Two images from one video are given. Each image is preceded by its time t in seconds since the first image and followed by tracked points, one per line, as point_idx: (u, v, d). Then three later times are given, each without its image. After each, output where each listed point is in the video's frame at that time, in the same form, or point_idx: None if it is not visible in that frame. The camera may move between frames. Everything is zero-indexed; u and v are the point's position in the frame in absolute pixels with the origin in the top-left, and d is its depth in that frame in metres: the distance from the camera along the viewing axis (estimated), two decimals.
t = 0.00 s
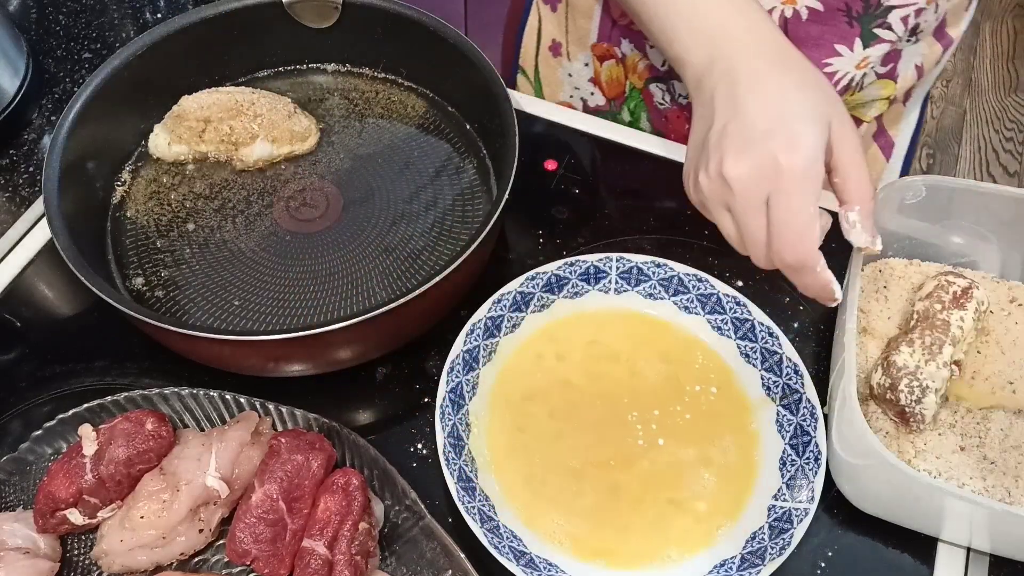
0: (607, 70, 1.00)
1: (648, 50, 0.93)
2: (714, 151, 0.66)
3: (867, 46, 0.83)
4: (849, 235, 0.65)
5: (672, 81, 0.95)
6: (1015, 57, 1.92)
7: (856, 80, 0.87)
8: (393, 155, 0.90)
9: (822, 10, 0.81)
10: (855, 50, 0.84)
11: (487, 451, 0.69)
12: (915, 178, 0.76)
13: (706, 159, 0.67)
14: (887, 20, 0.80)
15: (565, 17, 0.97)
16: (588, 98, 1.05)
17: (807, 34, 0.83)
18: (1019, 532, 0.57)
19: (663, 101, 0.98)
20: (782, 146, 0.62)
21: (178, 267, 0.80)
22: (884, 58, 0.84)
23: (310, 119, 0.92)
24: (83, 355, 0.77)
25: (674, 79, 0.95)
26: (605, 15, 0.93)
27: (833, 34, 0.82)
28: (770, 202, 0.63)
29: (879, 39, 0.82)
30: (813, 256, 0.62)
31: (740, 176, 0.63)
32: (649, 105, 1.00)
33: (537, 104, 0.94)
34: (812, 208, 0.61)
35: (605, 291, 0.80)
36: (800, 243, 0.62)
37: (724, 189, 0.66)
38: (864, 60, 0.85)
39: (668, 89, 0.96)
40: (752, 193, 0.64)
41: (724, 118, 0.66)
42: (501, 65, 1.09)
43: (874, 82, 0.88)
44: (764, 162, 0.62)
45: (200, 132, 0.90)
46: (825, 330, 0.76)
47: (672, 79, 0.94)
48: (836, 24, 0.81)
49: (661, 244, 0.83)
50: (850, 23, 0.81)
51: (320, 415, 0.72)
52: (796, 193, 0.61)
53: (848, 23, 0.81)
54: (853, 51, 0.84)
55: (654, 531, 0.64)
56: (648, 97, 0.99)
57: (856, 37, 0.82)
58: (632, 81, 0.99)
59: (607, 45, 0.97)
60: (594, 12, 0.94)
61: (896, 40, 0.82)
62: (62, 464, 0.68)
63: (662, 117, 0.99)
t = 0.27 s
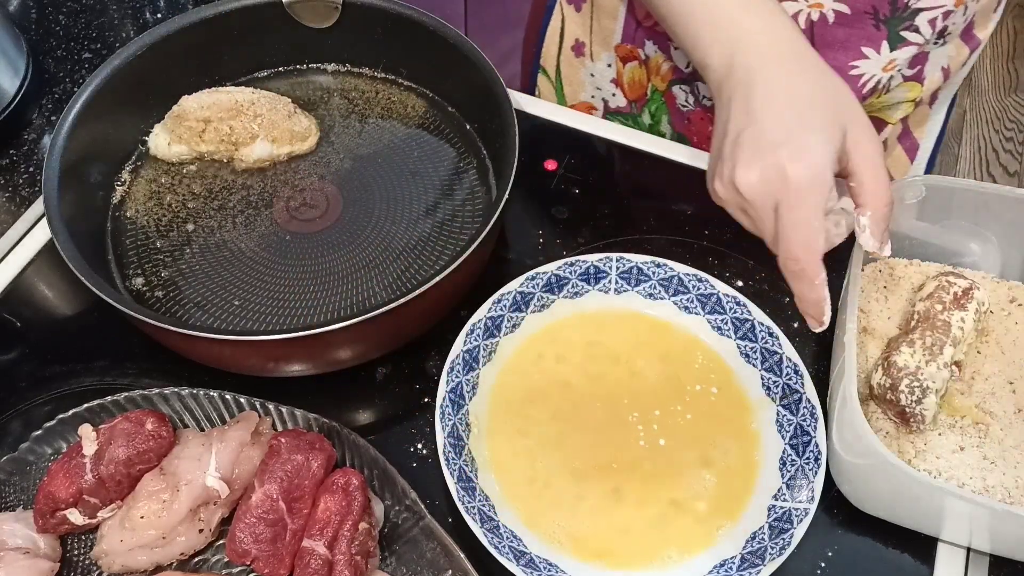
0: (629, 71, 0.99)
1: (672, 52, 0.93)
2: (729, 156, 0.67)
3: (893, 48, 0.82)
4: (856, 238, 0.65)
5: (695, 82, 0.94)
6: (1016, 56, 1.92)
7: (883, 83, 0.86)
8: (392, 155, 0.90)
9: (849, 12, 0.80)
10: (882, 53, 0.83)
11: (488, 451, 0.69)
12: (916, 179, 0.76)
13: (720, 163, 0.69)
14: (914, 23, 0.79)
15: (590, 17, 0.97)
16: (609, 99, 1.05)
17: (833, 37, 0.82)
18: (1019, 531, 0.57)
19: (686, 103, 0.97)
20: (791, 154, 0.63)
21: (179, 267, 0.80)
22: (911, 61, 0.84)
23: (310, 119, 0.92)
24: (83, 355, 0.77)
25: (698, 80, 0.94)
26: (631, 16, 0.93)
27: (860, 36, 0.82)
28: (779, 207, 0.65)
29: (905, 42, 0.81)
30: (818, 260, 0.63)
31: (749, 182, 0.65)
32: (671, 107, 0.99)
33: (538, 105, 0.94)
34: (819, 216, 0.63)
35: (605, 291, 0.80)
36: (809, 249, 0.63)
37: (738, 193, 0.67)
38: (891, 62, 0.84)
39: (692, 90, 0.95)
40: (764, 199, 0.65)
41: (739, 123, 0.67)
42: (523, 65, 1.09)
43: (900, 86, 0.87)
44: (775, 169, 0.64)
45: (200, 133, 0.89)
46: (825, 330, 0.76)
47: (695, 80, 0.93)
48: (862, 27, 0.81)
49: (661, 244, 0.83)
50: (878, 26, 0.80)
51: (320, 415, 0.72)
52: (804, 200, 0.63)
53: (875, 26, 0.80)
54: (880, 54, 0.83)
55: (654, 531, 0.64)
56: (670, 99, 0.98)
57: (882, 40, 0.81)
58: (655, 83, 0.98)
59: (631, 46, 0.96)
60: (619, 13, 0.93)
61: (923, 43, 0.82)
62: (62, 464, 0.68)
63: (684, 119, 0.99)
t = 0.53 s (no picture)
0: (635, 68, 0.98)
1: (677, 47, 0.91)
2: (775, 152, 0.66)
3: (897, 46, 0.82)
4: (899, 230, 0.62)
5: (700, 79, 0.92)
6: (1016, 56, 1.92)
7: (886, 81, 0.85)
8: (393, 155, 0.90)
9: (852, 10, 0.80)
10: (885, 51, 0.82)
11: (488, 451, 0.69)
12: (944, 167, 0.75)
13: (766, 160, 0.67)
14: (917, 21, 0.79)
15: (596, 13, 0.96)
16: (615, 95, 1.04)
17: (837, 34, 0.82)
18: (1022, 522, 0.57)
19: (691, 99, 0.95)
20: (843, 142, 0.62)
21: (179, 267, 0.80)
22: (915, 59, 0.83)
23: (310, 120, 0.92)
24: (83, 355, 0.77)
25: (703, 77, 0.92)
26: (637, 11, 0.92)
27: (864, 34, 0.81)
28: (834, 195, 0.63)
29: (909, 40, 0.81)
30: (881, 248, 0.61)
31: (800, 173, 0.64)
32: (675, 105, 0.98)
33: (537, 105, 0.94)
34: (879, 201, 0.61)
35: (605, 291, 0.80)
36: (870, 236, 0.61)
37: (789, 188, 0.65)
38: (895, 60, 0.83)
39: (697, 88, 0.93)
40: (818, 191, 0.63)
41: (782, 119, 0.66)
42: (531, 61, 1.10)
43: (905, 84, 0.87)
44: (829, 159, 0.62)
45: (200, 132, 0.89)
46: (825, 330, 0.76)
47: (699, 77, 0.91)
48: (866, 24, 0.80)
49: (662, 244, 0.83)
50: (881, 24, 0.80)
51: (319, 415, 0.72)
52: (861, 186, 0.61)
53: (878, 24, 0.80)
54: (883, 52, 0.82)
55: (654, 531, 0.64)
56: (674, 96, 0.97)
57: (886, 38, 0.81)
58: (660, 79, 0.97)
59: (637, 42, 0.96)
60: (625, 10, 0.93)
61: (927, 41, 0.81)
62: (62, 464, 0.68)
63: (688, 116, 0.97)
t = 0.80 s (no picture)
0: (629, 66, 0.99)
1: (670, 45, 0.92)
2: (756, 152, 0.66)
3: (891, 40, 0.82)
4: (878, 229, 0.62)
5: (694, 76, 0.93)
6: (1015, 57, 1.92)
7: (878, 75, 0.85)
8: (392, 155, 0.90)
9: (846, 3, 0.80)
10: (879, 45, 0.82)
11: (488, 451, 0.69)
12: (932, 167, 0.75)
13: (748, 161, 0.67)
14: (911, 14, 0.79)
15: (589, 12, 0.97)
16: (608, 94, 1.04)
17: (831, 28, 0.82)
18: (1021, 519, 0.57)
19: (684, 97, 0.96)
20: (821, 142, 0.62)
21: (178, 267, 0.80)
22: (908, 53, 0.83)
23: (310, 119, 0.92)
24: (83, 355, 0.77)
25: (695, 74, 0.93)
26: (630, 10, 0.93)
27: (857, 28, 0.82)
28: (813, 195, 0.63)
29: (902, 34, 0.81)
30: (859, 248, 0.61)
31: (780, 173, 0.63)
32: (669, 102, 0.98)
33: (538, 105, 0.94)
34: (856, 203, 0.61)
35: (605, 291, 0.80)
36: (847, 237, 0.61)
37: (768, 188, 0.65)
38: (888, 54, 0.83)
39: (690, 85, 0.94)
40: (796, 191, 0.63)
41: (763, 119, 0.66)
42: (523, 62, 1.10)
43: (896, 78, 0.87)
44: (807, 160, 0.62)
45: (200, 132, 0.89)
46: (825, 330, 0.76)
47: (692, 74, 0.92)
48: (860, 18, 0.81)
49: (662, 244, 0.83)
50: (874, 17, 0.80)
51: (320, 415, 0.72)
52: (839, 185, 0.61)
53: (872, 17, 0.80)
54: (877, 46, 0.82)
55: (653, 531, 0.64)
56: (668, 94, 0.97)
57: (880, 32, 0.81)
58: (653, 77, 0.97)
59: (630, 40, 0.96)
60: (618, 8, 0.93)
61: (919, 35, 0.81)
62: (62, 464, 0.68)
63: (682, 113, 0.98)
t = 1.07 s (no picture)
0: (618, 64, 0.98)
1: (659, 42, 0.91)
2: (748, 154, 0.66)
3: (877, 35, 0.82)
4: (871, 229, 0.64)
5: (682, 74, 0.92)
6: (1016, 57, 1.92)
7: (866, 70, 0.85)
8: (393, 155, 0.90)
9: None
10: (865, 40, 0.82)
11: (488, 451, 0.69)
12: (926, 170, 0.75)
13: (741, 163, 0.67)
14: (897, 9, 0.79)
15: (577, 11, 0.97)
16: (599, 92, 1.04)
17: (817, 24, 0.82)
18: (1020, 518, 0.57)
19: (673, 94, 0.95)
20: (810, 145, 0.62)
21: (178, 267, 0.80)
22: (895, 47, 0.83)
23: (310, 119, 0.92)
24: (83, 355, 0.77)
25: (684, 71, 0.92)
26: (618, 7, 0.92)
27: (844, 23, 0.81)
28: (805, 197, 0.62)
29: (889, 29, 0.81)
30: (851, 249, 0.61)
31: (772, 175, 0.63)
32: (658, 100, 0.98)
33: (536, 104, 0.94)
34: (846, 205, 0.61)
35: (605, 291, 0.80)
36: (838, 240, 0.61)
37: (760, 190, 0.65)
38: (875, 49, 0.83)
39: (679, 83, 0.93)
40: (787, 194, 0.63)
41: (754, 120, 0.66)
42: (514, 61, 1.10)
43: (885, 73, 0.87)
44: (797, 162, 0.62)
45: (200, 132, 0.89)
46: (825, 330, 0.76)
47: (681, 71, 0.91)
48: (846, 13, 0.81)
49: (662, 244, 0.83)
50: (861, 12, 0.80)
51: (320, 415, 0.72)
52: (830, 186, 0.61)
53: (858, 13, 0.80)
54: (864, 41, 0.82)
55: (654, 531, 0.64)
56: (658, 91, 0.97)
57: (866, 27, 0.81)
58: (643, 75, 0.97)
59: (620, 38, 0.96)
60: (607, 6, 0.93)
61: (906, 30, 0.81)
62: (62, 464, 0.68)
63: (672, 110, 0.97)
